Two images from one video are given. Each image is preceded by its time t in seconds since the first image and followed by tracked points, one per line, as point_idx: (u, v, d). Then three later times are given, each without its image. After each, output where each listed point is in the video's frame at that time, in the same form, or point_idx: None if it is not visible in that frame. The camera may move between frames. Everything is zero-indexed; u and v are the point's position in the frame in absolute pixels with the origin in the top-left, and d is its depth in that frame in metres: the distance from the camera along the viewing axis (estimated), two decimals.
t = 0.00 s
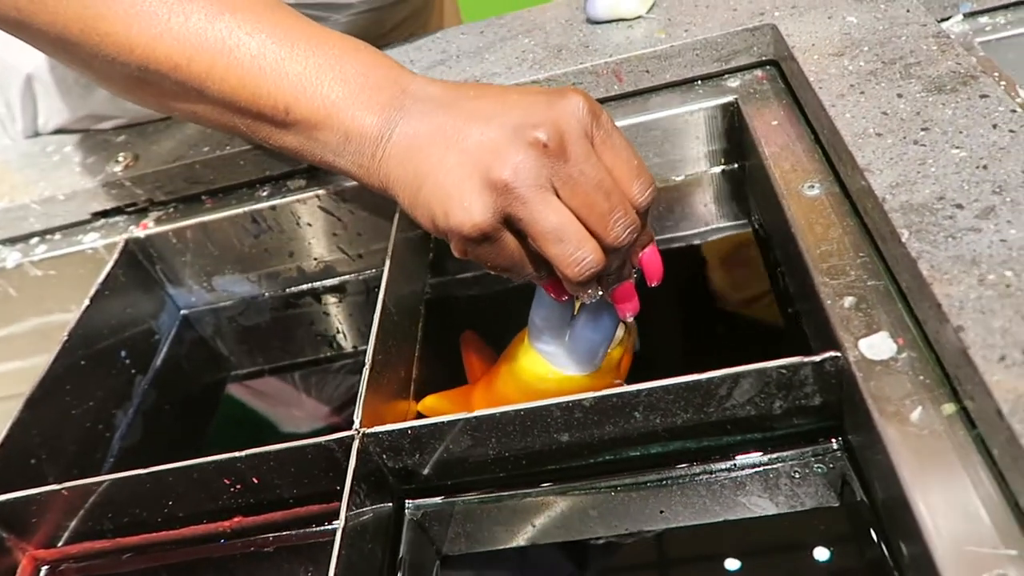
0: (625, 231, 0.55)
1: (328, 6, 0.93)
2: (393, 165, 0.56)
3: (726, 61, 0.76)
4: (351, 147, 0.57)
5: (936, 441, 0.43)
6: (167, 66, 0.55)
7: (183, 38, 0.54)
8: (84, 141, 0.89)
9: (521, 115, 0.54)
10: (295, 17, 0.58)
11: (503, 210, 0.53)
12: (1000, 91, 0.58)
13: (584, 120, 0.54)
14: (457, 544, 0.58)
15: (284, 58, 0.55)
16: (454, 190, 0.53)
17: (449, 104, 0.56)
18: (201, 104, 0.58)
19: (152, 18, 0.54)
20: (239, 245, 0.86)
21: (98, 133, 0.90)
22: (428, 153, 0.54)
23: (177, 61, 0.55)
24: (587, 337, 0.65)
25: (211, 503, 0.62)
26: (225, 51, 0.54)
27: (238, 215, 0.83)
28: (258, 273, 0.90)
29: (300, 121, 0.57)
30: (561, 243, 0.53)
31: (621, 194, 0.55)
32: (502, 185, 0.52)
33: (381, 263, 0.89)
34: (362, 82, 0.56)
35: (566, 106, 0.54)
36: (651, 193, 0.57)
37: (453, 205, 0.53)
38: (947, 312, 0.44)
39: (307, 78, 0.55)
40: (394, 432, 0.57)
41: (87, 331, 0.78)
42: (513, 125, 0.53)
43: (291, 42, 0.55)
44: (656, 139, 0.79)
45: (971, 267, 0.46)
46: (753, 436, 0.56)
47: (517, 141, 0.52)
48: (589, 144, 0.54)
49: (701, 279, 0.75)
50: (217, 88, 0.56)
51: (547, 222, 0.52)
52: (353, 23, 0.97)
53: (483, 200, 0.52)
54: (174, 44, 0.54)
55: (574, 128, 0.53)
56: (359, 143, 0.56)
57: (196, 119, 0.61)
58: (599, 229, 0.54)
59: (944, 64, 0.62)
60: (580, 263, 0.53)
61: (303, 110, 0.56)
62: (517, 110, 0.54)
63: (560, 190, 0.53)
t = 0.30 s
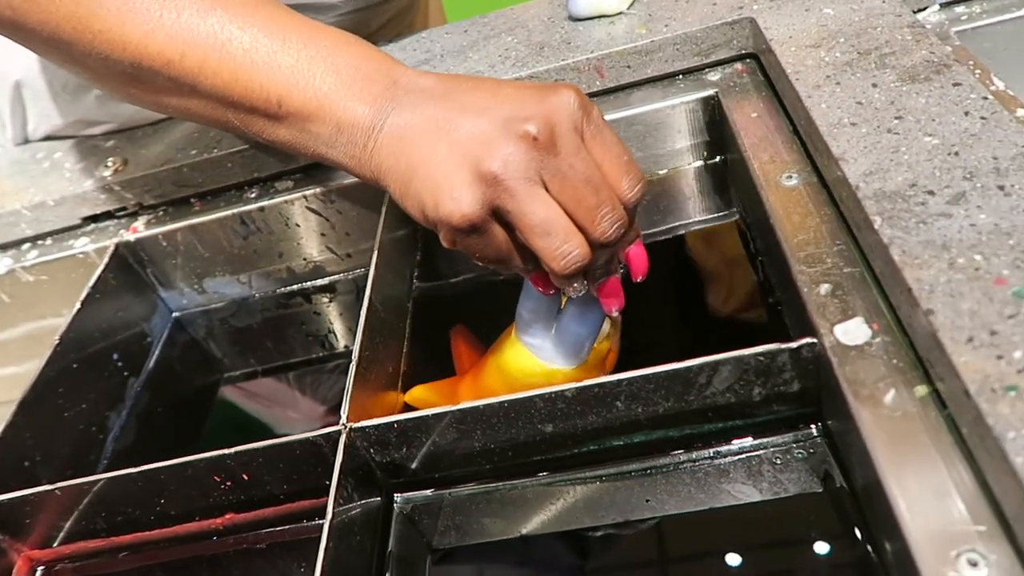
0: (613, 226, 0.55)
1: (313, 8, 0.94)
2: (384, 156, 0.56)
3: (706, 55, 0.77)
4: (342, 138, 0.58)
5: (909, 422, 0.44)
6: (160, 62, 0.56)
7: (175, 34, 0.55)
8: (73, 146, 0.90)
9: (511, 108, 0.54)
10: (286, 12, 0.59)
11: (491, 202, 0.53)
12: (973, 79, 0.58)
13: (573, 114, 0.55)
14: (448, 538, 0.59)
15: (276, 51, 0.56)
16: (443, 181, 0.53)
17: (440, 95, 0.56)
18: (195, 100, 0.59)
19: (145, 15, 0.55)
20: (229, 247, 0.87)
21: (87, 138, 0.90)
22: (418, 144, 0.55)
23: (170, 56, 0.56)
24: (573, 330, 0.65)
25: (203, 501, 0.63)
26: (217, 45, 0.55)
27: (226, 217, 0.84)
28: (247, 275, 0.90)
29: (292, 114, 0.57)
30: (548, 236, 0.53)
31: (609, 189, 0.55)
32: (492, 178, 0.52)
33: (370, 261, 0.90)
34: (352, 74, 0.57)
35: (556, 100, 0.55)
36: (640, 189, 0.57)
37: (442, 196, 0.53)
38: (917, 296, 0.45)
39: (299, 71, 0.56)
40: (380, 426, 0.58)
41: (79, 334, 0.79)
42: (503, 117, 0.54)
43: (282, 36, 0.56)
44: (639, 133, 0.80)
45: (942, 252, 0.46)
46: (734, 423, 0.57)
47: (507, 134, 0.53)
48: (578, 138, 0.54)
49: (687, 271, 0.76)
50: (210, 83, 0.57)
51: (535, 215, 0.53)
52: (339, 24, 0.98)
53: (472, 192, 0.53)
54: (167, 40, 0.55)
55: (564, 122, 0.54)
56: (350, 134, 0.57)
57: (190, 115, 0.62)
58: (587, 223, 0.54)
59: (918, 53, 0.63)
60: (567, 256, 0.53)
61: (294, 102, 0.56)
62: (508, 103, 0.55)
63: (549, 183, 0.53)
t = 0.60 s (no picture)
0: (603, 226, 0.56)
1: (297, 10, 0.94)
2: (377, 154, 0.57)
3: (685, 50, 0.78)
4: (336, 137, 0.58)
5: (885, 404, 0.45)
6: (155, 65, 0.57)
7: (170, 37, 0.56)
8: (60, 154, 0.90)
9: (504, 108, 0.55)
10: (280, 14, 0.59)
11: (484, 201, 0.54)
12: (944, 68, 0.59)
13: (565, 115, 0.56)
14: (440, 532, 0.60)
15: (269, 52, 0.57)
16: (437, 179, 0.54)
17: (435, 94, 0.57)
18: (190, 101, 0.60)
19: (139, 18, 0.55)
20: (217, 251, 0.88)
21: (73, 145, 0.91)
22: (412, 142, 0.56)
23: (164, 59, 0.56)
24: (562, 327, 0.67)
25: (197, 501, 0.64)
26: (211, 47, 0.56)
27: (214, 220, 0.84)
28: (237, 277, 0.91)
29: (286, 114, 0.58)
30: (539, 235, 0.54)
31: (600, 189, 0.56)
32: (485, 177, 0.53)
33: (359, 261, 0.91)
34: (346, 74, 0.58)
35: (549, 100, 0.56)
36: (632, 189, 0.58)
37: (436, 194, 0.54)
38: (891, 281, 0.46)
39: (292, 72, 0.57)
40: (371, 422, 0.59)
41: (70, 340, 0.80)
42: (497, 116, 0.55)
43: (276, 37, 0.57)
44: (621, 129, 0.81)
45: (914, 238, 0.48)
46: (719, 410, 0.58)
47: (500, 134, 0.54)
48: (569, 139, 0.55)
49: (671, 265, 0.77)
50: (204, 84, 0.57)
51: (526, 214, 0.54)
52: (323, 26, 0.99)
53: (465, 190, 0.54)
54: (162, 43, 0.56)
55: (556, 122, 0.55)
56: (344, 133, 0.58)
57: (185, 117, 0.62)
58: (577, 222, 0.55)
59: (890, 44, 0.64)
60: (557, 255, 0.54)
61: (288, 102, 0.57)
62: (500, 103, 0.56)
63: (540, 183, 0.54)
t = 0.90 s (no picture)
0: (592, 236, 0.56)
1: (280, 24, 0.94)
2: (366, 170, 0.57)
3: (667, 55, 0.79)
4: (326, 153, 0.59)
5: (873, 398, 0.46)
6: (144, 83, 0.57)
7: (159, 56, 0.56)
8: (45, 173, 0.90)
9: (491, 121, 0.55)
10: (268, 32, 0.60)
11: (473, 214, 0.54)
12: (920, 67, 0.61)
13: (552, 127, 0.56)
14: (436, 540, 0.60)
15: (258, 70, 0.57)
16: (426, 194, 0.54)
17: (423, 109, 0.57)
18: (179, 119, 0.60)
19: (128, 37, 0.56)
20: (205, 266, 0.88)
21: (59, 163, 0.90)
22: (401, 157, 0.56)
23: (154, 78, 0.56)
24: (554, 338, 0.68)
25: (191, 516, 0.64)
26: (200, 66, 0.56)
27: (202, 235, 0.84)
28: (226, 292, 0.91)
29: (275, 131, 0.58)
30: (528, 246, 0.54)
31: (588, 200, 0.56)
32: (473, 190, 0.53)
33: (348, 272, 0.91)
34: (335, 91, 0.58)
35: (536, 114, 0.56)
36: (620, 200, 0.58)
37: (425, 208, 0.55)
38: (875, 276, 0.47)
39: (281, 89, 0.57)
40: (364, 431, 0.59)
41: (59, 358, 0.79)
42: (483, 129, 0.55)
43: (264, 55, 0.57)
44: (605, 134, 0.82)
45: (896, 233, 0.48)
46: (710, 410, 0.58)
47: (487, 146, 0.54)
48: (556, 151, 0.56)
49: (661, 269, 0.78)
50: (194, 102, 0.57)
51: (515, 226, 0.54)
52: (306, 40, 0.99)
53: (454, 204, 0.54)
54: (150, 62, 0.56)
55: (543, 134, 0.55)
56: (333, 149, 0.58)
57: (174, 135, 0.62)
58: (566, 233, 0.55)
59: (867, 45, 0.65)
60: (546, 267, 0.55)
61: (277, 119, 0.57)
62: (487, 117, 0.56)
63: (529, 196, 0.54)
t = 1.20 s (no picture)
0: (580, 246, 0.56)
1: (265, 36, 0.95)
2: (355, 184, 0.58)
3: (651, 60, 0.80)
4: (314, 168, 0.59)
5: (860, 395, 0.46)
6: (132, 101, 0.57)
7: (147, 73, 0.56)
8: (31, 188, 0.90)
9: (477, 135, 0.56)
10: (254, 48, 0.60)
11: (461, 226, 0.55)
12: (900, 67, 0.61)
13: (537, 139, 0.57)
14: (431, 548, 0.61)
15: (245, 86, 0.57)
16: (414, 207, 0.55)
17: (410, 123, 0.58)
18: (167, 135, 0.60)
19: (114, 56, 0.56)
20: (194, 278, 0.87)
21: (45, 179, 0.90)
22: (389, 171, 0.56)
23: (141, 95, 0.56)
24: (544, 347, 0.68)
25: (183, 530, 0.64)
26: (188, 83, 0.56)
27: (191, 247, 0.84)
28: (215, 304, 0.91)
29: (263, 146, 0.59)
30: (516, 257, 0.54)
31: (575, 210, 0.57)
32: (461, 203, 0.54)
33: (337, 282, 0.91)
34: (322, 106, 0.58)
35: (521, 126, 0.57)
36: (607, 209, 0.58)
37: (414, 222, 0.55)
38: (859, 275, 0.47)
39: (269, 105, 0.57)
40: (356, 440, 0.59)
41: (48, 374, 0.79)
42: (469, 143, 0.55)
43: (251, 71, 0.57)
44: (591, 140, 0.82)
45: (879, 232, 0.49)
46: (700, 412, 0.58)
47: (474, 160, 0.54)
48: (542, 162, 0.56)
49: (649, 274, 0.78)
50: (182, 119, 0.57)
51: (503, 238, 0.54)
52: (291, 52, 1.00)
53: (442, 217, 0.54)
54: (138, 80, 0.56)
55: (528, 146, 0.56)
56: (321, 163, 0.58)
57: (163, 151, 0.63)
58: (554, 243, 0.55)
59: (847, 46, 0.66)
60: (535, 278, 0.54)
61: (265, 134, 0.58)
62: (473, 130, 0.56)
63: (516, 207, 0.55)
